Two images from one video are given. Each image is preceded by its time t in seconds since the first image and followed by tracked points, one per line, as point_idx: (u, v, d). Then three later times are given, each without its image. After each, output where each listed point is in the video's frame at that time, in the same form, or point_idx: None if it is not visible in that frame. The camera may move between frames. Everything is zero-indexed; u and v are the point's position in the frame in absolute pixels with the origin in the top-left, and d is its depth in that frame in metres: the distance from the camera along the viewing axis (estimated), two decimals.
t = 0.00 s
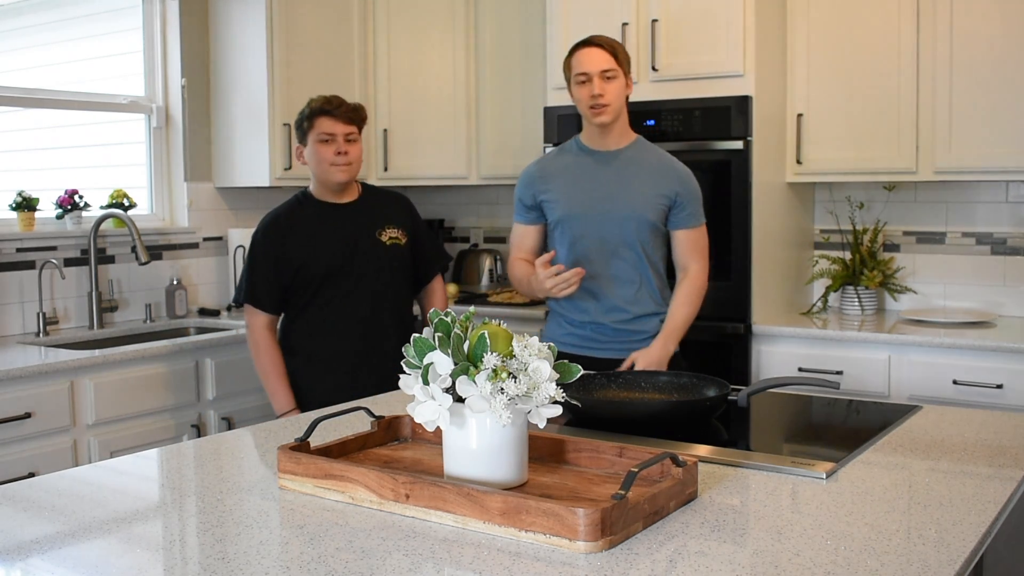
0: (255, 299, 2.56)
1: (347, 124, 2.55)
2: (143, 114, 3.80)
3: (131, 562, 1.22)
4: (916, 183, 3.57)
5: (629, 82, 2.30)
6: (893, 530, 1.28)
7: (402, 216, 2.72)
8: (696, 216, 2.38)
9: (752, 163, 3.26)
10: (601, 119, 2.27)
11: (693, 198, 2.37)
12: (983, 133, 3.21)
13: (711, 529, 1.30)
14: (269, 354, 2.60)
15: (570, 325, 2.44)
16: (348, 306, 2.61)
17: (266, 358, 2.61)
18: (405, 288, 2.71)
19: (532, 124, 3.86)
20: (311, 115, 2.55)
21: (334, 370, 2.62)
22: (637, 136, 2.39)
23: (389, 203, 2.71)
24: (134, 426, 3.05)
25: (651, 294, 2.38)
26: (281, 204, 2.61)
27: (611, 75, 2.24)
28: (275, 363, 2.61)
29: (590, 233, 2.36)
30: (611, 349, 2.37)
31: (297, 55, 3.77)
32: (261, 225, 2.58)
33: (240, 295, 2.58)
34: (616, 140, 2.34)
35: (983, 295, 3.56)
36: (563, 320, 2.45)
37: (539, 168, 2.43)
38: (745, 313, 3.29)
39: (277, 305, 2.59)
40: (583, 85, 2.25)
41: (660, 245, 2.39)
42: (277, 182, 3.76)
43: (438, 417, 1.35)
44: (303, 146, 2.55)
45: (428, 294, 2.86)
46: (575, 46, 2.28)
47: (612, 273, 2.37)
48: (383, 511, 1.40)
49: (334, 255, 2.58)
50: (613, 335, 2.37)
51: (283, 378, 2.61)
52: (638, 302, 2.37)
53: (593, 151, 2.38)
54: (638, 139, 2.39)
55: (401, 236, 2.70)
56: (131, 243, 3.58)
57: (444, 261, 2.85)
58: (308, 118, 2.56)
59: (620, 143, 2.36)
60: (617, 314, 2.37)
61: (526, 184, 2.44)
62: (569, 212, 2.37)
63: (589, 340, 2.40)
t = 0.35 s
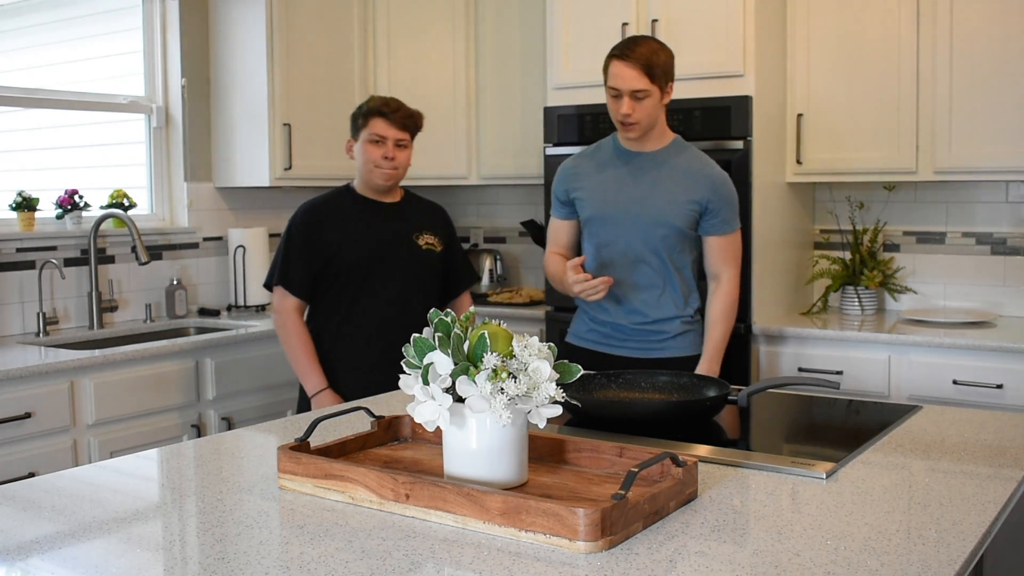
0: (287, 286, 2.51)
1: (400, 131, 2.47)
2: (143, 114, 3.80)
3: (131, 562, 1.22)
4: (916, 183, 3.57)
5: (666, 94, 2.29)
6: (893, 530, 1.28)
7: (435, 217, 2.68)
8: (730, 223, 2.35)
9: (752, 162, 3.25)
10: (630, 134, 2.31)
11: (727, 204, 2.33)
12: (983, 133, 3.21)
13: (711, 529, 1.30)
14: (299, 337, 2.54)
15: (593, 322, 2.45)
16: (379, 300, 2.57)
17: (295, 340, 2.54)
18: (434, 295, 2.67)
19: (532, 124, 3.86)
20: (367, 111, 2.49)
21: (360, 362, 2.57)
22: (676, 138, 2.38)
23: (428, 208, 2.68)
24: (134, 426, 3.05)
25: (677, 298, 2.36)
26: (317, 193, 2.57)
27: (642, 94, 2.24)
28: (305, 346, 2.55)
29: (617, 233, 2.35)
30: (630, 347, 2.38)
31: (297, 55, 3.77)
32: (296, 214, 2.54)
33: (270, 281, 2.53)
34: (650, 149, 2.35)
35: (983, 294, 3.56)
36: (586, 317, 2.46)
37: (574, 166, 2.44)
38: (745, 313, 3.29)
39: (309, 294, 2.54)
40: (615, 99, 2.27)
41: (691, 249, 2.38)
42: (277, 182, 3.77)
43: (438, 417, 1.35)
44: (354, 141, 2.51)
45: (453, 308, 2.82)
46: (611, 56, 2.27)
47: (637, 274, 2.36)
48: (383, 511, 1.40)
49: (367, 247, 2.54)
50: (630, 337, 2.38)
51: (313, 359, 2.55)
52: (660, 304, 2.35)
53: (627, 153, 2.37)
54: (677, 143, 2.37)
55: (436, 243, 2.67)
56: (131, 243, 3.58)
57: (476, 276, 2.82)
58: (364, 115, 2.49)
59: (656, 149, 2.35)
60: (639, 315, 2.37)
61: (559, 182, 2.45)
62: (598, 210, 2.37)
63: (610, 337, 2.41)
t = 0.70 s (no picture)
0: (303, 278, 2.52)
1: (428, 121, 2.44)
2: (143, 114, 3.80)
3: (131, 562, 1.22)
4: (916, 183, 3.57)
5: (667, 99, 2.27)
6: (893, 530, 1.28)
7: (459, 222, 2.66)
8: (731, 226, 2.34)
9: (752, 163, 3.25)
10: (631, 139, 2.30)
11: (728, 207, 2.33)
12: (984, 133, 3.21)
13: (711, 529, 1.30)
14: (313, 327, 2.55)
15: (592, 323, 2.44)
16: (395, 300, 2.55)
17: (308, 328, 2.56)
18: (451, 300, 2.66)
19: (533, 124, 3.86)
20: (396, 102, 2.47)
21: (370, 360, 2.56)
22: (677, 139, 2.38)
23: (453, 213, 2.66)
24: (134, 426, 3.05)
25: (677, 300, 2.35)
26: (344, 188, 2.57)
27: (643, 101, 2.23)
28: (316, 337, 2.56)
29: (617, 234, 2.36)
30: (629, 349, 2.38)
31: (297, 55, 3.77)
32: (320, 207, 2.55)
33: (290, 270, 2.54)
34: (651, 151, 2.36)
35: (983, 294, 3.56)
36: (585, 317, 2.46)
37: (576, 167, 2.45)
38: (745, 313, 3.29)
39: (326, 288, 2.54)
40: (616, 104, 2.26)
41: (694, 250, 2.37)
42: (277, 183, 3.76)
43: (438, 417, 1.35)
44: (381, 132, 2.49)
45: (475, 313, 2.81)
46: (613, 60, 2.25)
47: (637, 275, 2.35)
48: (383, 511, 1.40)
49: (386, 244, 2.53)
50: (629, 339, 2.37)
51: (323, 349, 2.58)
52: (660, 305, 2.35)
53: (628, 155, 2.37)
54: (678, 144, 2.37)
55: (459, 249, 2.65)
56: (131, 243, 3.58)
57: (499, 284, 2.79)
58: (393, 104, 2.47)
59: (657, 150, 2.36)
60: (638, 316, 2.36)
61: (561, 182, 2.46)
62: (599, 210, 2.38)
63: (607, 338, 2.40)
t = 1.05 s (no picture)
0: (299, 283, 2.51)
1: (418, 128, 2.51)
2: (143, 114, 3.80)
3: (131, 562, 1.22)
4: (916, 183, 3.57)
5: (629, 95, 2.27)
6: (892, 530, 1.28)
7: (441, 217, 2.69)
8: (696, 219, 2.36)
9: (752, 163, 3.26)
10: (596, 138, 2.29)
11: (693, 200, 2.34)
12: (984, 133, 3.21)
13: (711, 529, 1.30)
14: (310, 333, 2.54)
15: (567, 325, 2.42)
16: (391, 300, 2.57)
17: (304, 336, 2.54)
18: (442, 296, 2.69)
19: (533, 124, 3.86)
20: (385, 107, 2.51)
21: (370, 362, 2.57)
22: (637, 137, 2.38)
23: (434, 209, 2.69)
24: (134, 427, 3.05)
25: (649, 296, 2.36)
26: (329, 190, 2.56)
27: (607, 98, 2.22)
28: (314, 342, 2.54)
29: (588, 233, 2.34)
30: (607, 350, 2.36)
31: (297, 54, 3.77)
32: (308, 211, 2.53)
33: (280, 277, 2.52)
34: (613, 149, 2.36)
35: (983, 295, 3.56)
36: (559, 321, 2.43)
37: (539, 168, 2.43)
38: (745, 313, 3.29)
39: (320, 291, 2.54)
40: (580, 103, 2.24)
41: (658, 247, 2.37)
42: (277, 183, 3.76)
43: (438, 417, 1.35)
44: (368, 137, 2.52)
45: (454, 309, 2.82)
46: (574, 60, 2.23)
47: (610, 275, 2.34)
48: (383, 511, 1.40)
49: (379, 245, 2.54)
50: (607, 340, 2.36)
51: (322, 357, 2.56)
52: (634, 303, 2.34)
53: (591, 152, 2.37)
54: (639, 141, 2.38)
55: (445, 245, 2.68)
56: (131, 243, 3.58)
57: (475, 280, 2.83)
58: (380, 109, 2.51)
59: (619, 148, 2.36)
60: (613, 316, 2.35)
61: (524, 184, 2.44)
62: (567, 211, 2.36)
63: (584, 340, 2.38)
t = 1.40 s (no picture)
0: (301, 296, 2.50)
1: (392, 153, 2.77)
2: (142, 114, 3.80)
3: (131, 562, 1.22)
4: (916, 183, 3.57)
5: (608, 93, 2.28)
6: (893, 530, 1.28)
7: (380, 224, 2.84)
8: (680, 215, 2.35)
9: (752, 163, 3.27)
10: (576, 138, 2.29)
11: (675, 196, 2.34)
12: (984, 133, 3.21)
13: (711, 529, 1.30)
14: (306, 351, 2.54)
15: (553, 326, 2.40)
16: (371, 302, 2.67)
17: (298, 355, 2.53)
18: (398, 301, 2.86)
19: (533, 124, 3.86)
20: (384, 128, 2.68)
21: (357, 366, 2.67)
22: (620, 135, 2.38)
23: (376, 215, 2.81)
24: (135, 427, 3.05)
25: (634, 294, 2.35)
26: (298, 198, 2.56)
27: (586, 98, 2.23)
28: (309, 363, 2.54)
29: (571, 232, 2.34)
30: (593, 351, 2.35)
31: (297, 54, 3.77)
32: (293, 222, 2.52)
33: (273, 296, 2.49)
34: (595, 148, 2.35)
35: (983, 295, 3.56)
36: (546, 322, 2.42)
37: (520, 168, 2.42)
38: (745, 313, 3.30)
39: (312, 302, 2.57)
40: (559, 104, 2.25)
41: (641, 243, 2.36)
42: (277, 183, 3.76)
43: (438, 417, 1.35)
44: (372, 153, 2.65)
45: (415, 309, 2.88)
46: (551, 61, 2.24)
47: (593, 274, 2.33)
48: (383, 511, 1.40)
49: (366, 254, 2.64)
50: (593, 341, 2.35)
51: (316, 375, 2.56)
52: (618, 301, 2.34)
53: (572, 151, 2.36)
54: (621, 139, 2.37)
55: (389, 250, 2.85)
56: (132, 243, 3.58)
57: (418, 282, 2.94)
58: (361, 121, 2.64)
59: (601, 147, 2.35)
60: (598, 316, 2.35)
61: (506, 185, 2.42)
62: (550, 210, 2.35)
63: (570, 341, 2.37)
